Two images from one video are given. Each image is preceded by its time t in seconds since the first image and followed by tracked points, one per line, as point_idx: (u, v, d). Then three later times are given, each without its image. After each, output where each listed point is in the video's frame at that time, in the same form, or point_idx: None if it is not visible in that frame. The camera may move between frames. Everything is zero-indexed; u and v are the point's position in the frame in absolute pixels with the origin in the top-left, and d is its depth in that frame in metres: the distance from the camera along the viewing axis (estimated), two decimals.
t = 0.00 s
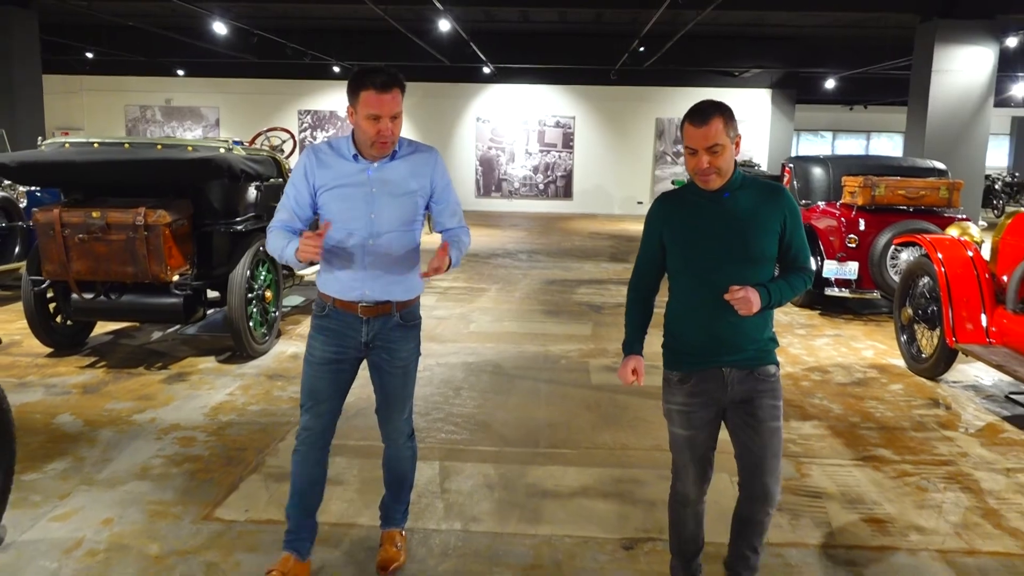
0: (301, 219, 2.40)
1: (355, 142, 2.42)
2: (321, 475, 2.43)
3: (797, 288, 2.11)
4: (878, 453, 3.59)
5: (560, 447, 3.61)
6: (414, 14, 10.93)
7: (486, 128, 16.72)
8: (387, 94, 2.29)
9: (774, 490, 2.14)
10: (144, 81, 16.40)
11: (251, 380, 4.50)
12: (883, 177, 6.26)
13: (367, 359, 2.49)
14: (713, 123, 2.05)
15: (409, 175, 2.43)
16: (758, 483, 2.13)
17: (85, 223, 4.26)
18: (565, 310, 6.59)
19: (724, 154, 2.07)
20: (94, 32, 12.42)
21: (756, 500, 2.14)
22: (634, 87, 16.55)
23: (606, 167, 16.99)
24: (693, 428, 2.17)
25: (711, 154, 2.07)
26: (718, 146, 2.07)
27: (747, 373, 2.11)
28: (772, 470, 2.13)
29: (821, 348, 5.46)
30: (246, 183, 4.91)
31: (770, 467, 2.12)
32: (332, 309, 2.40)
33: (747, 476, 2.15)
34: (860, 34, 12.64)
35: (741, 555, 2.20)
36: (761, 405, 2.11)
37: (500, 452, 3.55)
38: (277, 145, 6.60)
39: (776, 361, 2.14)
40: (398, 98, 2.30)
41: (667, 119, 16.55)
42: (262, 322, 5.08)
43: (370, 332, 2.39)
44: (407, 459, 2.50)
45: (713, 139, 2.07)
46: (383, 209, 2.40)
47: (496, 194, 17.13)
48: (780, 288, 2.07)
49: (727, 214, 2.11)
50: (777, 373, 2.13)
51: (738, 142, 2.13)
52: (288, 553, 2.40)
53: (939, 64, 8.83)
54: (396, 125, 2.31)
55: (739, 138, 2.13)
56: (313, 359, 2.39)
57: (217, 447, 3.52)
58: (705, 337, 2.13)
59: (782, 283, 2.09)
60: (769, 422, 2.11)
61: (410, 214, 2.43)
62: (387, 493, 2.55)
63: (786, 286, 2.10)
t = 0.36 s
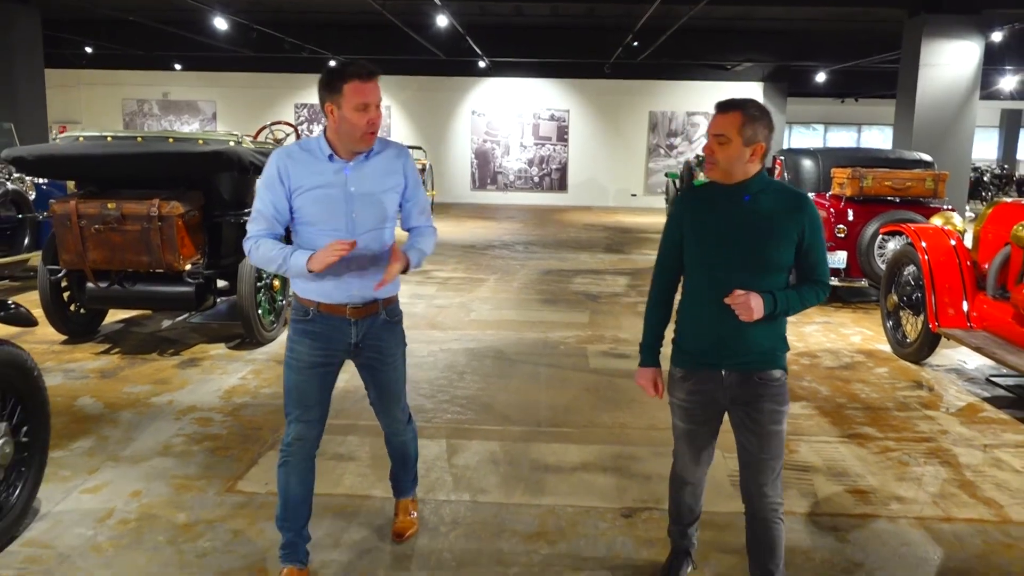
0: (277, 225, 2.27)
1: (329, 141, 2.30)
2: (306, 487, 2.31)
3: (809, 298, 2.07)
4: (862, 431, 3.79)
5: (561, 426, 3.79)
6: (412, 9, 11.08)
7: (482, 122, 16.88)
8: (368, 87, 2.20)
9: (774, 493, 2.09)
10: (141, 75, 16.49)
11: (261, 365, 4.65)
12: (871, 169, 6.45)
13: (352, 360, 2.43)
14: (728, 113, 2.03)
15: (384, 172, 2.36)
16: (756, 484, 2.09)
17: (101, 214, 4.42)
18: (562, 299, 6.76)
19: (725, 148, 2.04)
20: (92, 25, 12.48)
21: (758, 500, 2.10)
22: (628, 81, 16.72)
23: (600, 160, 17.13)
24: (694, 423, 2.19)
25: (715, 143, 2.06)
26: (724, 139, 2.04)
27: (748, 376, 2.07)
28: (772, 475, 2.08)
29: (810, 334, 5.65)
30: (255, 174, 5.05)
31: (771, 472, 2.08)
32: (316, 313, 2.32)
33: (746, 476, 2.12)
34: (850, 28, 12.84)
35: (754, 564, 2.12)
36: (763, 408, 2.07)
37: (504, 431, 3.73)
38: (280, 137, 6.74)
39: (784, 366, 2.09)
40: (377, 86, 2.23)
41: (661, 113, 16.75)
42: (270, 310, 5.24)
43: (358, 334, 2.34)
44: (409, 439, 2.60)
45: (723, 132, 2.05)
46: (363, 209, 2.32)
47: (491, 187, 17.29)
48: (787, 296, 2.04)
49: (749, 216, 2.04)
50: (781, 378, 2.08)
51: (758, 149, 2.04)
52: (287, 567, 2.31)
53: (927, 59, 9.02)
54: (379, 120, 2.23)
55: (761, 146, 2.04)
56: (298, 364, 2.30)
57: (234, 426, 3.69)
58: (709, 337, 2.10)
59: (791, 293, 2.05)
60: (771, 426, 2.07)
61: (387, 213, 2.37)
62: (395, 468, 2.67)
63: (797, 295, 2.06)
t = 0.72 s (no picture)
0: (260, 217, 2.18)
1: (302, 132, 2.25)
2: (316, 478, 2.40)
3: (841, 296, 2.00)
4: (851, 416, 3.95)
5: (563, 412, 3.95)
6: (413, 10, 11.22)
7: (482, 121, 17.03)
8: (343, 74, 2.18)
9: (781, 485, 2.13)
10: (144, 76, 16.65)
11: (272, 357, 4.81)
12: (864, 165, 6.60)
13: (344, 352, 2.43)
14: (768, 91, 2.04)
15: (359, 160, 2.33)
16: (766, 477, 2.13)
17: (118, 211, 4.58)
18: (563, 294, 6.92)
19: (759, 126, 2.06)
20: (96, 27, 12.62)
21: (763, 489, 2.14)
22: (627, 79, 16.87)
23: (599, 158, 17.27)
24: (704, 411, 2.22)
25: (754, 120, 2.08)
26: (762, 115, 2.06)
27: (765, 369, 2.08)
28: (782, 467, 2.11)
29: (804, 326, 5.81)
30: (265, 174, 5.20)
31: (782, 464, 2.10)
32: (302, 307, 2.30)
33: (758, 466, 2.15)
34: (846, 26, 12.97)
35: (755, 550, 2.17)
36: (777, 404, 2.07)
37: (509, 417, 3.89)
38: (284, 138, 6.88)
39: (807, 364, 2.07)
40: (354, 74, 2.20)
41: (659, 111, 16.91)
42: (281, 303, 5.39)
43: (347, 323, 2.34)
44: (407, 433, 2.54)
45: (760, 109, 2.06)
46: (345, 197, 2.28)
47: (492, 185, 17.47)
48: (816, 290, 1.99)
49: (784, 203, 2.04)
50: (804, 376, 2.07)
51: (797, 131, 2.03)
52: (310, 541, 2.46)
53: (920, 56, 9.18)
54: (356, 107, 2.21)
55: (800, 127, 2.03)
56: (294, 363, 2.30)
57: (250, 413, 3.85)
58: (734, 328, 2.12)
59: (822, 287, 2.00)
60: (785, 423, 2.08)
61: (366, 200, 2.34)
62: (385, 464, 2.61)
63: (827, 290, 2.00)
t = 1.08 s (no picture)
0: (275, 218, 2.22)
1: (315, 134, 2.28)
2: (331, 456, 2.51)
3: (832, 296, 1.96)
4: (842, 401, 4.12)
5: (565, 398, 4.13)
6: (417, 9, 11.38)
7: (485, 118, 17.19)
8: (359, 78, 2.21)
9: (773, 477, 2.16)
10: (151, 74, 16.83)
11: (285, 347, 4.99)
12: (859, 161, 6.77)
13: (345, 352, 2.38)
14: (752, 97, 2.03)
15: (368, 161, 2.35)
16: (761, 472, 2.15)
17: (136, 207, 4.75)
18: (565, 287, 7.09)
19: (747, 134, 2.03)
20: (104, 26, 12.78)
21: (756, 480, 2.17)
22: (629, 77, 17.03)
23: (601, 155, 17.42)
24: (714, 409, 2.13)
25: (742, 128, 2.05)
26: (748, 123, 2.03)
27: (769, 371, 2.03)
28: (775, 461, 2.13)
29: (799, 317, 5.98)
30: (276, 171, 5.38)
31: (774, 459, 2.12)
32: (305, 306, 2.31)
33: (755, 460, 2.15)
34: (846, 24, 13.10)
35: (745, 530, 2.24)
36: (776, 404, 2.04)
37: (513, 403, 4.07)
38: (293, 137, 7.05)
39: (806, 364, 2.04)
40: (366, 78, 2.22)
41: (660, 108, 17.06)
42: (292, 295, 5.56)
43: (349, 322, 2.31)
44: (395, 449, 2.37)
45: (748, 116, 2.04)
46: (353, 197, 2.30)
47: (494, 181, 17.61)
48: (806, 290, 1.96)
49: (777, 205, 2.01)
50: (803, 378, 2.03)
51: (784, 135, 2.01)
52: (329, 513, 2.63)
53: (916, 55, 9.33)
54: (369, 112, 2.25)
55: (787, 132, 2.00)
56: (302, 360, 2.34)
57: (266, 400, 4.03)
58: (734, 328, 2.07)
59: (814, 287, 1.97)
60: (781, 422, 2.07)
61: (373, 201, 2.35)
62: (380, 508, 2.40)
63: (820, 291, 1.97)
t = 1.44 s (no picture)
0: (297, 219, 2.23)
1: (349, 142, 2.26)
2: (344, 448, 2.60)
3: (814, 286, 2.00)
4: (829, 391, 4.28)
5: (563, 388, 4.28)
6: (414, 9, 11.52)
7: (480, 116, 17.32)
8: (390, 96, 2.12)
9: (776, 484, 2.17)
10: (148, 73, 16.92)
11: (289, 341, 5.12)
12: (847, 160, 6.94)
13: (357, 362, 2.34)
14: (700, 99, 2.05)
15: (400, 179, 2.26)
16: (762, 480, 2.16)
17: (145, 204, 4.89)
18: (561, 283, 7.24)
19: (701, 135, 2.06)
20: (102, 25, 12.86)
21: (759, 490, 2.18)
22: (623, 76, 17.20)
23: (596, 153, 17.58)
24: (704, 420, 2.13)
25: (695, 130, 2.08)
26: (700, 124, 2.06)
27: (759, 374, 2.04)
28: (774, 466, 2.13)
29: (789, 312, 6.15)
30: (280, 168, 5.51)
31: (774, 465, 2.13)
32: (317, 313, 2.30)
33: (754, 470, 2.16)
34: (837, 25, 13.28)
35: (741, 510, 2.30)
36: (769, 407, 2.06)
37: (513, 392, 4.22)
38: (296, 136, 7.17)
39: (793, 363, 2.06)
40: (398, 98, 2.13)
41: (654, 107, 17.22)
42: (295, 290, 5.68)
43: (353, 334, 2.26)
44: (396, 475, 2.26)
45: (699, 118, 2.07)
46: (371, 211, 2.23)
47: (490, 180, 17.70)
48: (788, 284, 1.98)
49: (743, 204, 2.03)
50: (792, 378, 2.06)
51: (737, 132, 2.03)
52: (337, 492, 2.73)
53: (904, 55, 9.53)
54: (396, 130, 2.16)
55: (738, 130, 2.03)
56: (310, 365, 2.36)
57: (275, 389, 4.17)
58: (717, 333, 2.07)
59: (795, 279, 2.00)
60: (776, 424, 2.07)
61: (396, 218, 2.26)
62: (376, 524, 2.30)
63: (800, 283, 1.99)
